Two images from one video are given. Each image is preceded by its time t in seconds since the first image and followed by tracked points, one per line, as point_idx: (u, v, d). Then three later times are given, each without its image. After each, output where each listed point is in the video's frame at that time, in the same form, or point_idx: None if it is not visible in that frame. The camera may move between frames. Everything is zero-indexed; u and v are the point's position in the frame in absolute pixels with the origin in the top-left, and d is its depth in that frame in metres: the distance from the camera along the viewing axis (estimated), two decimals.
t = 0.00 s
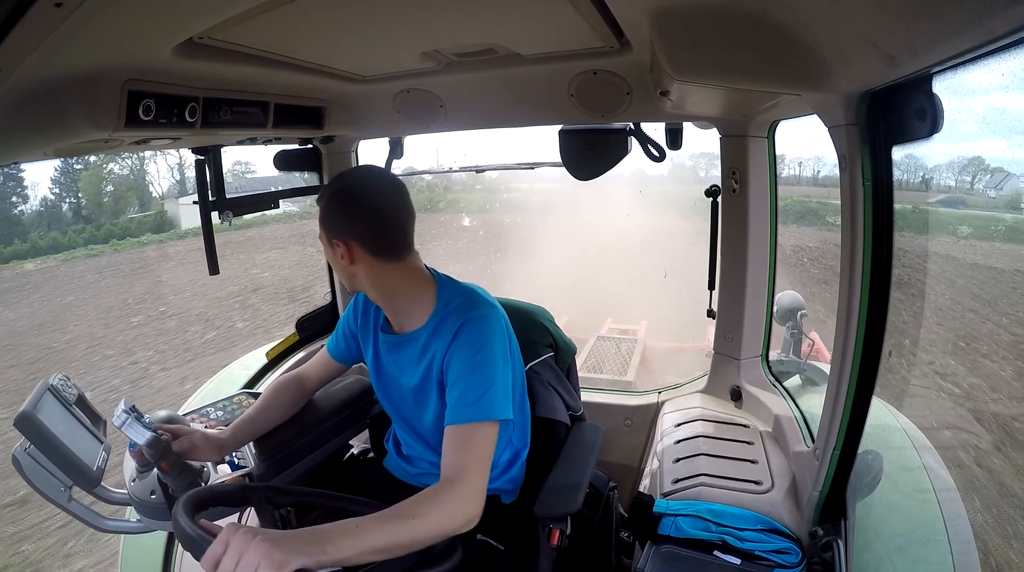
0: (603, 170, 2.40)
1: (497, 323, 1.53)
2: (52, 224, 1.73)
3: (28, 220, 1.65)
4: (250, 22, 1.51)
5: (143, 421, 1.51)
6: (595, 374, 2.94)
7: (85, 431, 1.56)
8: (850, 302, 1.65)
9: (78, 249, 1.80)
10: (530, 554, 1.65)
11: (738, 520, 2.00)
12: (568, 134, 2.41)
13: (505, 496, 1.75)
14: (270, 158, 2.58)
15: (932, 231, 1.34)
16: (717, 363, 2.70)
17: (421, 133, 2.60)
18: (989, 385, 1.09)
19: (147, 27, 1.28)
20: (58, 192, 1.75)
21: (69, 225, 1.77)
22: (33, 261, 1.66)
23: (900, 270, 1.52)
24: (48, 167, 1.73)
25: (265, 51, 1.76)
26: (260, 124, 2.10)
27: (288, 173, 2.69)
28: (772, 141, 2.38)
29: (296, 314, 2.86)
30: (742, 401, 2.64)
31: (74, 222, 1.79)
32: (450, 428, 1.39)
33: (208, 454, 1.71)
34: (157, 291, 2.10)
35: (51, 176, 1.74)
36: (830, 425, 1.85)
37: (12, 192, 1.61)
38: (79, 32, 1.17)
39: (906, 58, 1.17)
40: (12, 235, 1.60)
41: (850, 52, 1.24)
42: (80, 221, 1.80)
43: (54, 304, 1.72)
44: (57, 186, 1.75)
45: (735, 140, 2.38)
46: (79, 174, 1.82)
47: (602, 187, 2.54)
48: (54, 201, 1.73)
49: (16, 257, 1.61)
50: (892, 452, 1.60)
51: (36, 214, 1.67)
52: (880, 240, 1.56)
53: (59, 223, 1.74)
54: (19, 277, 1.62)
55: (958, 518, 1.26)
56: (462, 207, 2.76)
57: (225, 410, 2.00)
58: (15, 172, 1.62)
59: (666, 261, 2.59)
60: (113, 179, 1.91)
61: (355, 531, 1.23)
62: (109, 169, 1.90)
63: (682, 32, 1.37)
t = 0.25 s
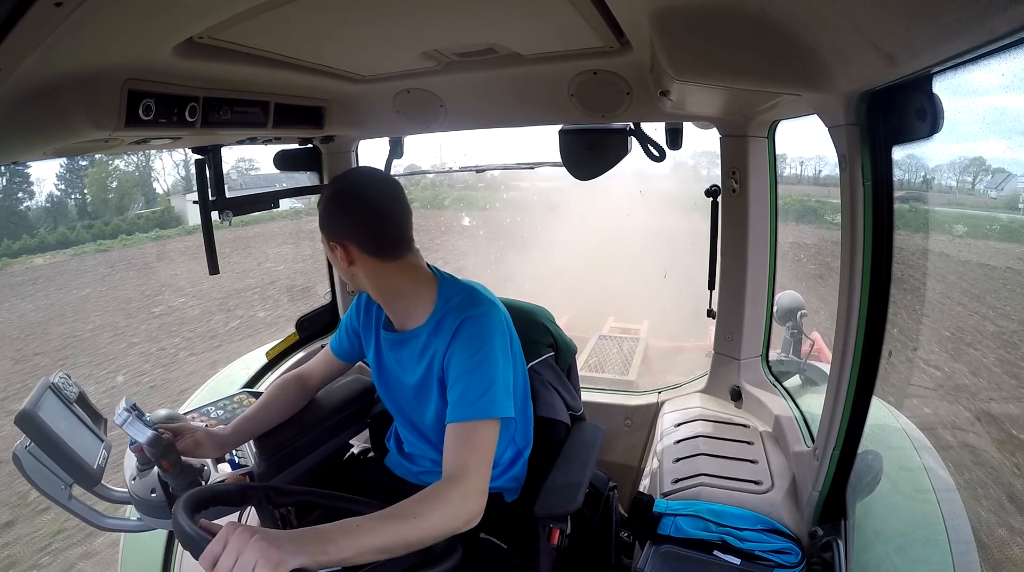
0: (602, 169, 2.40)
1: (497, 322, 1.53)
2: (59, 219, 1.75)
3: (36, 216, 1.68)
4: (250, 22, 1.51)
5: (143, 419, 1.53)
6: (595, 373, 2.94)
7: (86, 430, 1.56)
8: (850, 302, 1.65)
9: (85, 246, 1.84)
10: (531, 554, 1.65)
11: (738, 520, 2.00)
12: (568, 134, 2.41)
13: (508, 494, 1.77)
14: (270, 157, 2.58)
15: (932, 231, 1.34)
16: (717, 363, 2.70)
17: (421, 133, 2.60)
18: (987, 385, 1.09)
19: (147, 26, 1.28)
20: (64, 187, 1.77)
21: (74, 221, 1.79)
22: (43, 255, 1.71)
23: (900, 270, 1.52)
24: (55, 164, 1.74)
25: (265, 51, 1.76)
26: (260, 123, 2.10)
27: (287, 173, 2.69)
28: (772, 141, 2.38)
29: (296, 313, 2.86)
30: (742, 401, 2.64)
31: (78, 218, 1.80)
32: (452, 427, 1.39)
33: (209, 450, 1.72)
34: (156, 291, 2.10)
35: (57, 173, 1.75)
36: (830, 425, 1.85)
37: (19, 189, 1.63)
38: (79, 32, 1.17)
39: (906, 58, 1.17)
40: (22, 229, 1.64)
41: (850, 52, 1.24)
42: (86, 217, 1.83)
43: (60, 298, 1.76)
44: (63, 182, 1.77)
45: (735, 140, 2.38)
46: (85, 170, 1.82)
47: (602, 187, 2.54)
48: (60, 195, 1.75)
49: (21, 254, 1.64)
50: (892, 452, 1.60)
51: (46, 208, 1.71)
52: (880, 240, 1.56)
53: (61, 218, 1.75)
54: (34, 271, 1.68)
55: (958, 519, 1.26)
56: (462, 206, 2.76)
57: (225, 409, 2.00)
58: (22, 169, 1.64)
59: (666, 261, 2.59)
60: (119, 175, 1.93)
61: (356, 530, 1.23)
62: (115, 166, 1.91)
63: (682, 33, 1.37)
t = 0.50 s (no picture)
0: (603, 169, 2.40)
1: (489, 320, 1.53)
2: (64, 221, 1.76)
3: (40, 218, 1.69)
4: (251, 22, 1.50)
5: (143, 420, 1.53)
6: (595, 374, 2.94)
7: (86, 431, 1.56)
8: (850, 302, 1.65)
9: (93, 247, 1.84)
10: (529, 555, 1.67)
11: (738, 520, 2.00)
12: (568, 134, 2.41)
13: (503, 494, 1.76)
14: (271, 158, 2.58)
15: (932, 230, 1.34)
16: (717, 363, 2.70)
17: (421, 133, 2.60)
18: (988, 385, 1.09)
19: (147, 26, 1.28)
20: (69, 189, 1.78)
21: (79, 223, 1.79)
22: (53, 256, 1.73)
23: (900, 270, 1.52)
24: (58, 166, 1.77)
25: (264, 51, 1.75)
26: (260, 123, 2.10)
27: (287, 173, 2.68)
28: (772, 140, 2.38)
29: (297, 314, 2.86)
30: (742, 401, 2.64)
31: (84, 220, 1.80)
32: (442, 424, 1.39)
33: (208, 450, 1.73)
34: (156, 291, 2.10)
35: (62, 175, 1.78)
36: (830, 425, 1.85)
37: (24, 191, 1.65)
38: (79, 32, 1.17)
39: (906, 58, 1.17)
40: (24, 229, 1.64)
41: (850, 52, 1.24)
42: (91, 219, 1.82)
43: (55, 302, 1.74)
44: (68, 185, 1.79)
45: (735, 140, 2.38)
46: (89, 171, 1.84)
47: (602, 187, 2.54)
48: (65, 197, 1.76)
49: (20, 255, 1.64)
50: (892, 452, 1.60)
51: (49, 210, 1.71)
52: (881, 240, 1.57)
53: (67, 219, 1.76)
54: (40, 272, 1.70)
55: (958, 518, 1.26)
56: (462, 206, 2.76)
57: (225, 410, 2.00)
58: (26, 170, 1.67)
59: (666, 260, 2.59)
60: (123, 177, 1.94)
61: (347, 529, 1.24)
62: (119, 167, 1.93)
63: (682, 33, 1.37)
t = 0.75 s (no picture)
0: (603, 169, 2.40)
1: (491, 316, 1.53)
2: (70, 223, 1.78)
3: (48, 220, 1.71)
4: (251, 22, 1.50)
5: (145, 418, 1.53)
6: (595, 373, 2.94)
7: (86, 428, 1.56)
8: (850, 302, 1.65)
9: (100, 247, 1.88)
10: (531, 551, 1.67)
11: (738, 520, 2.00)
12: (568, 134, 2.41)
13: (511, 494, 1.76)
14: (271, 158, 2.58)
15: (931, 229, 1.34)
16: (717, 363, 2.70)
17: (420, 133, 2.60)
18: (987, 385, 1.09)
19: (147, 26, 1.28)
20: (74, 192, 1.80)
21: (83, 225, 1.81)
22: (49, 257, 1.74)
23: (900, 270, 1.52)
24: (64, 167, 1.79)
25: (264, 51, 1.75)
26: (260, 124, 2.10)
27: (286, 173, 2.69)
28: (772, 140, 2.38)
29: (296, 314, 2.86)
30: (742, 401, 2.64)
31: (89, 222, 1.83)
32: (442, 419, 1.39)
33: (209, 448, 1.72)
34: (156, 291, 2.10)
35: (67, 178, 1.80)
36: (830, 425, 1.85)
37: (29, 194, 1.67)
38: (79, 32, 1.17)
39: (906, 58, 1.17)
40: (20, 230, 1.64)
41: (851, 52, 1.24)
42: (97, 220, 1.85)
43: (60, 300, 1.79)
44: (74, 187, 1.81)
45: (735, 140, 2.38)
46: (93, 174, 1.86)
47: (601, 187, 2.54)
48: (71, 200, 1.78)
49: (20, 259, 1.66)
50: (892, 451, 1.60)
51: (55, 213, 1.74)
52: (881, 240, 1.57)
53: (72, 222, 1.78)
54: (54, 271, 1.75)
55: (958, 517, 1.26)
56: (462, 206, 2.76)
57: (225, 410, 2.00)
58: (31, 173, 1.70)
59: (666, 261, 2.59)
60: (127, 178, 1.94)
61: (339, 523, 1.24)
62: (124, 170, 1.93)
63: (682, 32, 1.37)
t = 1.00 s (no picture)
0: (603, 169, 2.40)
1: (507, 320, 1.55)
2: (79, 220, 1.84)
3: (54, 219, 1.75)
4: (251, 23, 1.50)
5: (144, 420, 1.53)
6: (594, 373, 2.94)
7: (86, 430, 1.56)
8: (850, 302, 1.65)
9: (111, 243, 1.95)
10: (530, 554, 1.67)
11: (738, 520, 2.00)
12: (567, 134, 2.41)
13: (508, 496, 1.76)
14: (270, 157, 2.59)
15: (932, 229, 1.34)
16: (717, 363, 2.70)
17: (421, 133, 2.60)
18: (988, 385, 1.09)
19: (147, 27, 1.28)
20: (80, 190, 1.84)
21: (90, 223, 1.86)
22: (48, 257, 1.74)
23: (900, 271, 1.52)
24: (70, 166, 1.83)
25: (263, 51, 1.75)
26: (260, 123, 2.10)
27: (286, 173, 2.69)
28: (772, 140, 2.38)
29: (296, 314, 2.86)
30: (742, 401, 2.65)
31: (96, 220, 1.89)
32: (452, 417, 1.40)
33: (210, 448, 1.71)
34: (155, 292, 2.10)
35: (74, 177, 1.83)
36: (830, 425, 1.85)
37: (37, 192, 1.70)
38: (78, 32, 1.17)
39: (906, 58, 1.17)
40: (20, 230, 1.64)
41: (851, 52, 1.24)
42: (102, 219, 1.91)
43: (55, 302, 1.79)
44: (79, 185, 1.85)
45: (735, 140, 2.38)
46: (99, 173, 1.90)
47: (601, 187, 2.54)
48: (77, 199, 1.82)
49: (27, 257, 1.68)
50: (892, 451, 1.60)
51: (62, 211, 1.78)
52: (880, 240, 1.57)
53: (81, 220, 1.84)
54: (62, 268, 1.80)
55: (958, 517, 1.26)
56: (462, 206, 2.76)
57: (225, 410, 2.00)
58: (38, 172, 1.72)
59: (666, 260, 2.59)
60: (133, 177, 2.01)
61: (341, 523, 1.23)
62: (130, 169, 2.00)
63: (682, 32, 1.37)
